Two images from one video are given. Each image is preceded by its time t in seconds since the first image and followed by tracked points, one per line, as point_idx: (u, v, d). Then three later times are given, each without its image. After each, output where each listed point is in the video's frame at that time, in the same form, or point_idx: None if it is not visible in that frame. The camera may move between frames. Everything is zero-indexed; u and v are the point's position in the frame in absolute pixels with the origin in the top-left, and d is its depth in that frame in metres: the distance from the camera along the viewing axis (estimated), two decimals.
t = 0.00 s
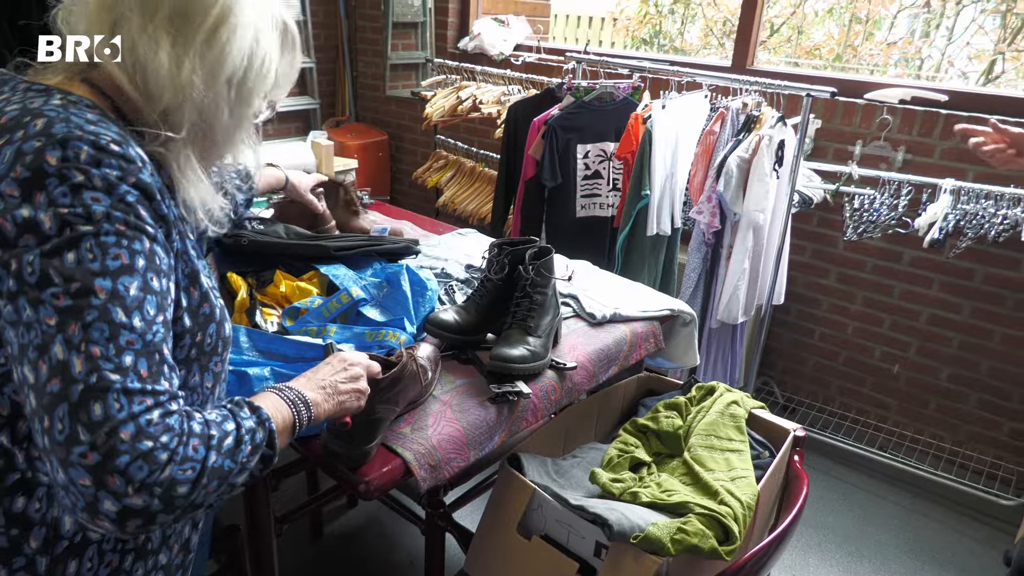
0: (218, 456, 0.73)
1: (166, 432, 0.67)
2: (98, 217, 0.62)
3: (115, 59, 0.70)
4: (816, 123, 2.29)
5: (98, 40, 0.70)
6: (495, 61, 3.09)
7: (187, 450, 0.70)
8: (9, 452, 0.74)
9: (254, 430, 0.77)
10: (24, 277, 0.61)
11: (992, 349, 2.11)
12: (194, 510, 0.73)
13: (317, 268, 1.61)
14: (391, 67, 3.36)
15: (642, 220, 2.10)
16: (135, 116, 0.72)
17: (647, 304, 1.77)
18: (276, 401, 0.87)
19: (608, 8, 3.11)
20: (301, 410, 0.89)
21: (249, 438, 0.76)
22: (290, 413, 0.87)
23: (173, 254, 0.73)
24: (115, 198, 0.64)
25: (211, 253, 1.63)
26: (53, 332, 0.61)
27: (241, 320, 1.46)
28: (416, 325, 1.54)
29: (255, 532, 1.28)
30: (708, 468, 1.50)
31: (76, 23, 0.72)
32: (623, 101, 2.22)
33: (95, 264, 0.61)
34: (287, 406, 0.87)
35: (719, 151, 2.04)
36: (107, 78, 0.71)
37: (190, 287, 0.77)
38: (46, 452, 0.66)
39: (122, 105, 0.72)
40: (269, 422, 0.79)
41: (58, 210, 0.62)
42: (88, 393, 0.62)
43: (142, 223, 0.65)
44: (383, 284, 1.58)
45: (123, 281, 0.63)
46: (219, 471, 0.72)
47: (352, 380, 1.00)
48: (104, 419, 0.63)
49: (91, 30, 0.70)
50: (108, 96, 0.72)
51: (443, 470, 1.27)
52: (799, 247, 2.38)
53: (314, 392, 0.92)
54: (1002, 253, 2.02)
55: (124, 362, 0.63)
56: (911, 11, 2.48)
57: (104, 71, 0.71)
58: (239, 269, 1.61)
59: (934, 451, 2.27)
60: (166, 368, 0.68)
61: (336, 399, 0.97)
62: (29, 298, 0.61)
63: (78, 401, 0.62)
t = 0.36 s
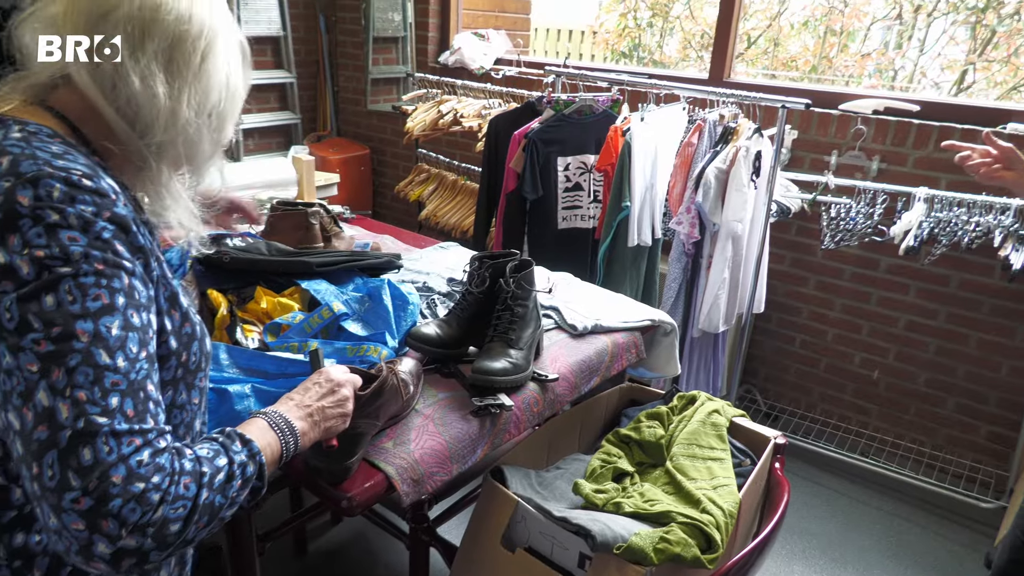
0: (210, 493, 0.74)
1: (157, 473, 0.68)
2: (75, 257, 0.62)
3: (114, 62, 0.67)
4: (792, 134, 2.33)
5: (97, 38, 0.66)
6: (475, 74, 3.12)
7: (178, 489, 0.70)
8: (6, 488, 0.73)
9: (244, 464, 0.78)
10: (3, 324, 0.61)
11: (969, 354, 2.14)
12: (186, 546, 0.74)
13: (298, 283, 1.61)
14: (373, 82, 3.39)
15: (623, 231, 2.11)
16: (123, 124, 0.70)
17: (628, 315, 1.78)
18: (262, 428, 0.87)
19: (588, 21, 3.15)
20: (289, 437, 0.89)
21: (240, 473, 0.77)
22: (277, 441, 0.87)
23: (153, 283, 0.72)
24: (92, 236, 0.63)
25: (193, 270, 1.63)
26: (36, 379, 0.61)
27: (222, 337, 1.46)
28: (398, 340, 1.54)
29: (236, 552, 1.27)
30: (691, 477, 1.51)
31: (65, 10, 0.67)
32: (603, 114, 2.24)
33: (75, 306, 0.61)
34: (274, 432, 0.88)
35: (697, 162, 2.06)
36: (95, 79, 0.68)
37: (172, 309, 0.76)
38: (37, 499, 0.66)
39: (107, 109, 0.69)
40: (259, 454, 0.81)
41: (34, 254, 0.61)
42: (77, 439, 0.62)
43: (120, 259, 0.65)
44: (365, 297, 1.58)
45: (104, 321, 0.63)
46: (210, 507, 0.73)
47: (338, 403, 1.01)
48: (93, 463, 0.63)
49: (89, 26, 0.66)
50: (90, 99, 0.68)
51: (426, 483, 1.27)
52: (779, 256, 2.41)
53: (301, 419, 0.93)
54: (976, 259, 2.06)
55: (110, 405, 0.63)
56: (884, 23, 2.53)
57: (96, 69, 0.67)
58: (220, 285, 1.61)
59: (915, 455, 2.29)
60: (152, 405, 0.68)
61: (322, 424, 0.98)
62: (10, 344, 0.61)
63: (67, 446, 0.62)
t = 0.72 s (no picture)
0: (192, 518, 0.75)
1: (137, 503, 0.68)
2: (34, 287, 0.61)
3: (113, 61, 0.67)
4: (763, 141, 2.37)
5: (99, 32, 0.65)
6: (451, 84, 3.13)
7: (160, 518, 0.72)
8: None
9: (225, 487, 0.80)
10: None
11: (938, 354, 2.19)
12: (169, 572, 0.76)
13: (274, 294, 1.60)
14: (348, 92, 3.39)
15: (599, 239, 2.13)
16: (84, 117, 0.67)
17: (605, 321, 1.79)
18: (240, 448, 0.87)
19: (563, 31, 3.18)
20: (267, 453, 0.89)
21: (220, 496, 0.79)
22: (257, 460, 0.87)
23: (118, 305, 0.71)
24: (50, 264, 0.62)
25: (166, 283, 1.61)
26: (4, 418, 0.60)
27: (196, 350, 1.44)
28: (376, 349, 1.53)
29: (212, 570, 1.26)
30: (669, 480, 1.52)
31: None
32: (577, 122, 2.27)
33: (38, 339, 0.60)
34: (251, 450, 0.88)
35: (671, 169, 2.08)
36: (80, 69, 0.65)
37: (137, 329, 0.75)
38: (11, 539, 0.66)
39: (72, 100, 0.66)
40: (239, 475, 0.82)
41: None
42: (51, 476, 0.62)
43: (82, 285, 0.64)
44: (341, 307, 1.58)
45: (70, 352, 0.62)
46: (192, 533, 0.75)
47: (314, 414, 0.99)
48: (71, 500, 0.63)
49: (91, 24, 0.65)
50: (62, 89, 0.65)
51: (405, 493, 1.26)
52: (753, 261, 2.44)
53: (278, 436, 0.93)
54: (943, 261, 2.10)
55: (83, 438, 0.63)
56: (851, 31, 2.59)
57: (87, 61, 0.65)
58: (194, 299, 1.59)
59: (889, 455, 2.33)
60: (125, 433, 0.68)
61: (301, 439, 0.97)
62: None
63: (42, 485, 0.62)
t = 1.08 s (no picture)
0: (146, 564, 0.75)
1: (96, 555, 0.69)
2: None
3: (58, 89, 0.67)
4: (733, 145, 2.40)
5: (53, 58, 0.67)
6: (424, 93, 3.13)
7: (116, 565, 0.72)
8: None
9: (173, 529, 0.79)
10: None
11: (907, 351, 2.23)
12: None
13: (245, 305, 1.58)
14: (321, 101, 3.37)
15: (573, 244, 2.15)
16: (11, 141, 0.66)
17: (578, 326, 1.81)
18: (183, 489, 0.85)
19: (535, 38, 3.20)
20: (211, 493, 0.87)
21: (170, 538, 0.78)
22: (200, 499, 0.85)
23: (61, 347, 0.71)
24: None
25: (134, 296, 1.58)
26: None
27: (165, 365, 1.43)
28: (346, 355, 1.54)
29: None
30: (644, 483, 1.53)
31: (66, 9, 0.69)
32: (549, 129, 2.28)
33: None
34: (197, 491, 0.85)
35: (642, 174, 2.09)
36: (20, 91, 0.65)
37: (83, 368, 0.75)
38: None
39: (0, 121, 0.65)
40: (186, 516, 0.81)
41: None
42: (8, 536, 0.62)
43: (25, 332, 0.64)
44: (312, 315, 1.58)
45: (18, 407, 0.62)
46: None
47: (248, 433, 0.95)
48: (28, 558, 0.64)
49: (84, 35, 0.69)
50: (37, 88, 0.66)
51: (379, 503, 1.26)
52: (725, 264, 2.47)
53: (218, 470, 0.90)
54: (910, 260, 2.14)
55: (36, 494, 0.64)
56: (817, 36, 2.64)
57: (31, 83, 0.66)
58: (164, 312, 1.58)
59: (862, 452, 2.36)
60: (75, 482, 0.69)
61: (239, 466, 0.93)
62: None
63: None
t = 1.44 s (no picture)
0: None
1: None
2: None
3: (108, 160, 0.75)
4: (705, 149, 2.43)
5: (110, 130, 0.75)
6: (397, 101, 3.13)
7: None
8: None
9: (109, 565, 0.79)
10: None
11: (879, 349, 2.26)
12: None
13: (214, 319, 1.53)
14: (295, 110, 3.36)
15: (548, 250, 2.15)
16: (50, 200, 0.73)
17: (553, 331, 1.81)
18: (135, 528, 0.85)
19: (509, 45, 3.21)
20: (160, 528, 0.87)
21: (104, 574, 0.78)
22: (151, 536, 0.86)
23: (18, 383, 0.77)
24: None
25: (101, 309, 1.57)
26: None
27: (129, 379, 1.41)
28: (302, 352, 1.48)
29: None
30: (621, 486, 1.54)
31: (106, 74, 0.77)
32: (523, 136, 2.29)
33: None
34: (145, 529, 0.86)
35: (615, 179, 2.10)
36: (72, 156, 0.72)
37: (41, 411, 0.80)
38: None
39: (46, 180, 0.72)
40: (126, 551, 0.81)
41: None
42: None
43: None
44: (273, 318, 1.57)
45: None
46: None
47: (199, 467, 0.97)
48: None
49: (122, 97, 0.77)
50: (75, 144, 0.73)
51: (355, 513, 1.25)
52: (700, 266, 2.49)
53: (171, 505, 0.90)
54: (878, 260, 2.18)
55: None
56: (786, 41, 2.68)
57: (84, 149, 0.73)
58: (131, 325, 1.56)
59: (838, 450, 2.39)
60: (13, 522, 0.73)
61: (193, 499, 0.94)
62: None
63: None
